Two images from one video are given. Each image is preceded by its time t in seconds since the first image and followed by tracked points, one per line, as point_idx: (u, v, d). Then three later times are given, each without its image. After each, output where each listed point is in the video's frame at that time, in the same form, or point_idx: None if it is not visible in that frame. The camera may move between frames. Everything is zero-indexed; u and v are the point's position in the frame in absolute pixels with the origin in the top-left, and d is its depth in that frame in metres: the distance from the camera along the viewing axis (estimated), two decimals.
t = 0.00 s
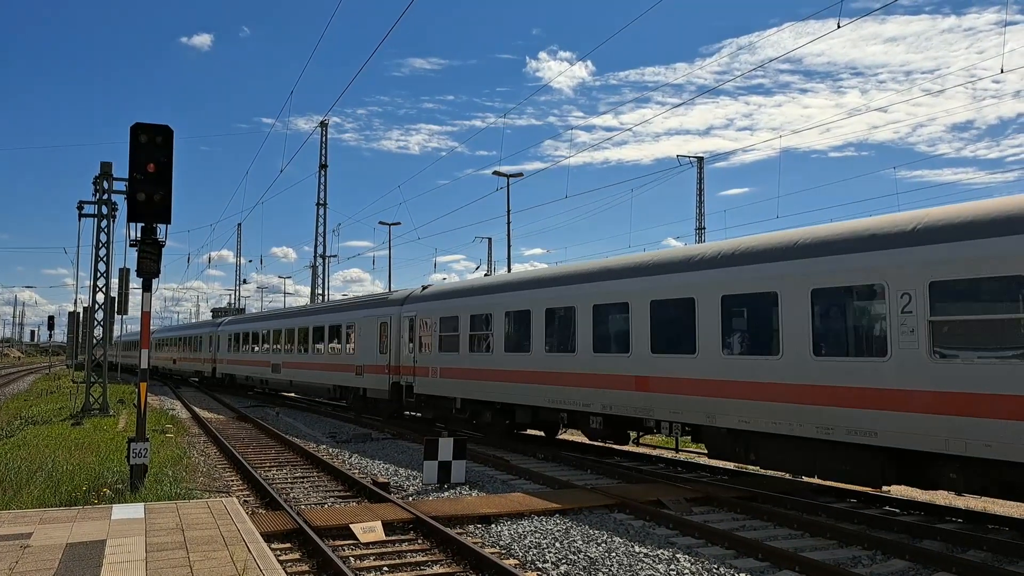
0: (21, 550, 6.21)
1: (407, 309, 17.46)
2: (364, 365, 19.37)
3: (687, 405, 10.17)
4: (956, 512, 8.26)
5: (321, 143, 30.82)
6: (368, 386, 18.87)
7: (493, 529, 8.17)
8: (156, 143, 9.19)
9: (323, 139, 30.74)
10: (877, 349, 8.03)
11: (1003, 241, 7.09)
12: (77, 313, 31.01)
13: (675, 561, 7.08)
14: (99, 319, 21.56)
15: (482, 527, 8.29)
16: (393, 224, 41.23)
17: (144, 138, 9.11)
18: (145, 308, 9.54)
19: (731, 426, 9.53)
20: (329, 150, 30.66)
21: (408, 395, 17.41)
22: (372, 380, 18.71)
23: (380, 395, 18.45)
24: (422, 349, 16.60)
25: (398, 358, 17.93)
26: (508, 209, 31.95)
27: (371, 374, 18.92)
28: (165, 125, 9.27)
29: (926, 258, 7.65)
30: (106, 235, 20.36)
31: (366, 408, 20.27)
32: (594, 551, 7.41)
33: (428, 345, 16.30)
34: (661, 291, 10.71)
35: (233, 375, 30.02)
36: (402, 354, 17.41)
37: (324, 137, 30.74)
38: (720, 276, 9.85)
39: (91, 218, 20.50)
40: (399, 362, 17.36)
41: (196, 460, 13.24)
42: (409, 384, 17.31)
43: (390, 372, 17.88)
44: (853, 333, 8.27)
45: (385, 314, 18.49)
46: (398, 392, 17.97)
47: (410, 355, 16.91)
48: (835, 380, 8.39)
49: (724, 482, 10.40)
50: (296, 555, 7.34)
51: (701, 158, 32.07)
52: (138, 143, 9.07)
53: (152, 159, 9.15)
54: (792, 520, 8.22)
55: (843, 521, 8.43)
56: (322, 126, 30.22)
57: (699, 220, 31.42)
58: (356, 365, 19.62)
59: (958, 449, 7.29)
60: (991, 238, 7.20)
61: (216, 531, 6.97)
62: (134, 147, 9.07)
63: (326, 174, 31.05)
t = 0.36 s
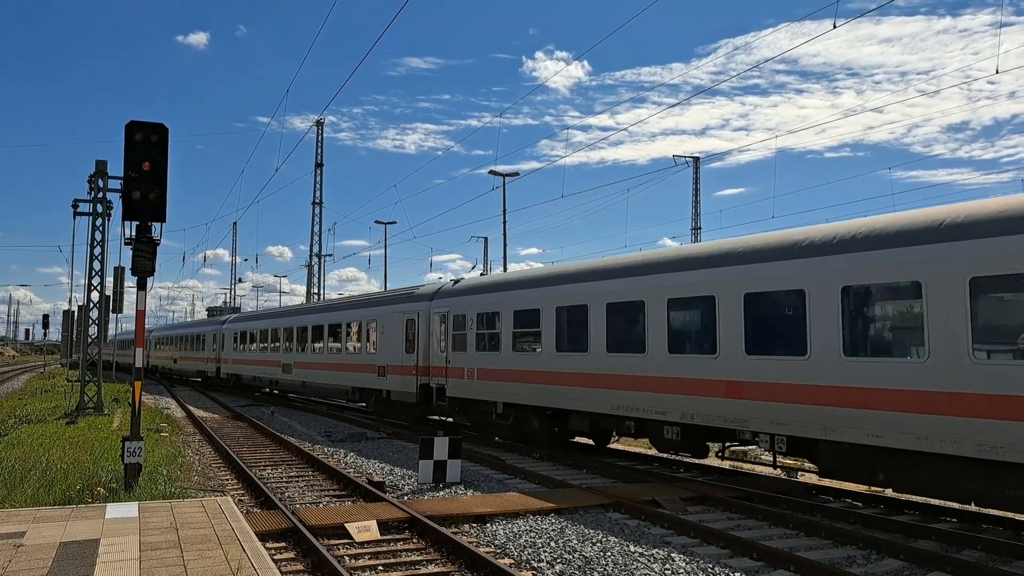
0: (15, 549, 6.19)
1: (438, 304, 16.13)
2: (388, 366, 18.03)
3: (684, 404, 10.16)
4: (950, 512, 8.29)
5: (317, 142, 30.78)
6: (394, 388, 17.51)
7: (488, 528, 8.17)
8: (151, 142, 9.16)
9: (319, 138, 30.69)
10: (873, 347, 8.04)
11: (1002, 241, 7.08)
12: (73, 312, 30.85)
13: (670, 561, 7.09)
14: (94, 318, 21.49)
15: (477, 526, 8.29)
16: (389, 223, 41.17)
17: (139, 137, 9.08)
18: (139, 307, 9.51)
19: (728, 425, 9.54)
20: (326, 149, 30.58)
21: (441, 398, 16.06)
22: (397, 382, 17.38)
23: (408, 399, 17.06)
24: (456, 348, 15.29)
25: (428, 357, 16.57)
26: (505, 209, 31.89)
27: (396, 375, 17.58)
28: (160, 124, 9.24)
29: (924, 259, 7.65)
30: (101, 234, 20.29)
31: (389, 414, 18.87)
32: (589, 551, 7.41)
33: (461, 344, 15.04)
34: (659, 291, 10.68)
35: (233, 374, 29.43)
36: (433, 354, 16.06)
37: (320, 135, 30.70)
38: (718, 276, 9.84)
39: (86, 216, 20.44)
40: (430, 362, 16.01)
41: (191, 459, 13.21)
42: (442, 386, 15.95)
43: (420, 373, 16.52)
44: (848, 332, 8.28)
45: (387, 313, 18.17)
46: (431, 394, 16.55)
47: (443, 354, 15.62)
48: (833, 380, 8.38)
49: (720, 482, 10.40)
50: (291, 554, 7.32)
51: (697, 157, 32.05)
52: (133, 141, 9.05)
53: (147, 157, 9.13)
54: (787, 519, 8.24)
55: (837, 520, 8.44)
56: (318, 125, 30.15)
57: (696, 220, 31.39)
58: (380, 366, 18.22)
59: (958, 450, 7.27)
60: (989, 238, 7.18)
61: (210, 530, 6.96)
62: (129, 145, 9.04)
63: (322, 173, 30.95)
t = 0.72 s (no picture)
0: (5, 548, 6.16)
1: (470, 300, 14.82)
2: (411, 366, 16.69)
3: (680, 403, 10.16)
4: (940, 511, 8.34)
5: (310, 140, 30.71)
6: (418, 391, 16.21)
7: (481, 528, 8.17)
8: (143, 140, 9.12)
9: (312, 136, 30.63)
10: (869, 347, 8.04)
11: (994, 241, 7.11)
12: (64, 310, 30.63)
13: (663, 560, 7.11)
14: (85, 316, 21.39)
15: (470, 526, 8.29)
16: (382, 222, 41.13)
17: (131, 135, 9.03)
18: (131, 305, 9.47)
19: (725, 425, 9.53)
20: (318, 148, 30.51)
21: (474, 401, 14.80)
22: (423, 383, 16.07)
23: (435, 403, 15.77)
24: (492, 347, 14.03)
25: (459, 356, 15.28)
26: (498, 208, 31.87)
27: (421, 377, 16.28)
28: (152, 121, 9.20)
29: (919, 258, 7.66)
30: (92, 232, 20.20)
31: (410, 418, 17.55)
32: (582, 550, 7.42)
33: (499, 343, 13.78)
34: (654, 289, 10.68)
35: (235, 374, 28.40)
36: (465, 353, 14.76)
37: (314, 134, 30.65)
38: (713, 275, 9.83)
39: (78, 214, 20.35)
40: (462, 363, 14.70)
41: (183, 459, 13.16)
42: (475, 388, 14.68)
43: (450, 374, 15.22)
44: (843, 332, 8.28)
45: (382, 313, 17.96)
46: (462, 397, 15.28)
47: (477, 354, 14.35)
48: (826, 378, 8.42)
49: (713, 481, 10.42)
50: (283, 554, 7.30)
51: (691, 157, 32.07)
52: (124, 140, 9.00)
53: (139, 156, 9.09)
54: (779, 518, 8.27)
55: (829, 519, 8.48)
56: (310, 124, 30.08)
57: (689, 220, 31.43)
58: (403, 367, 16.86)
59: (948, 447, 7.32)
60: (984, 238, 7.20)
61: (202, 529, 6.94)
62: (120, 144, 9.00)
63: (315, 172, 30.84)
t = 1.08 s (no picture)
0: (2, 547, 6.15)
1: (517, 294, 13.42)
2: (448, 367, 15.26)
3: (679, 403, 10.14)
4: (938, 510, 8.35)
5: (308, 138, 30.67)
6: (456, 394, 14.83)
7: (478, 527, 8.16)
8: (140, 138, 9.10)
9: (310, 134, 30.59)
10: (868, 346, 8.03)
11: (993, 241, 7.09)
12: (61, 308, 30.53)
13: (661, 559, 7.11)
14: (82, 315, 21.36)
15: (467, 525, 8.29)
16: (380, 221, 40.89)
17: (128, 133, 9.01)
18: (128, 304, 9.45)
19: (722, 423, 9.52)
20: (316, 146, 30.49)
21: (523, 407, 13.44)
22: (460, 386, 14.70)
23: (476, 408, 14.36)
24: (544, 347, 12.67)
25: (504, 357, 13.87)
26: (496, 206, 31.83)
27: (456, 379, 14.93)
28: (149, 119, 9.18)
29: (919, 257, 7.63)
30: (89, 230, 20.16)
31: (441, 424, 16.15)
32: (579, 549, 7.42)
33: (553, 342, 12.43)
34: (653, 288, 10.65)
35: (245, 373, 27.09)
36: (513, 354, 13.36)
37: (312, 132, 30.62)
38: (713, 274, 9.79)
39: (75, 212, 20.31)
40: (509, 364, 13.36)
41: (180, 457, 13.16)
42: (524, 392, 13.31)
43: (493, 376, 13.84)
44: (843, 331, 8.27)
45: (380, 312, 17.91)
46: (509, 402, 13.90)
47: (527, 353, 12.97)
48: (825, 378, 8.39)
49: (711, 481, 10.43)
50: (281, 553, 7.30)
51: (689, 156, 32.00)
52: (122, 137, 8.98)
53: (137, 154, 9.07)
54: (777, 518, 8.28)
55: (827, 518, 8.49)
56: (308, 122, 30.07)
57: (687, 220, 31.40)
58: (438, 367, 15.43)
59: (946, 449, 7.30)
60: (985, 237, 7.17)
61: (199, 528, 6.93)
62: (117, 142, 8.98)
63: (312, 170, 30.78)
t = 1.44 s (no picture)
0: None
1: (575, 288, 12.08)
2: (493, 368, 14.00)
3: (678, 403, 10.13)
4: (936, 510, 8.36)
5: (307, 137, 30.64)
6: (503, 398, 13.55)
7: (477, 526, 8.16)
8: (139, 137, 9.09)
9: (309, 133, 30.57)
10: (867, 347, 8.02)
11: (993, 240, 7.08)
12: (60, 307, 30.50)
13: (660, 559, 7.11)
14: (81, 314, 21.33)
15: (466, 524, 8.29)
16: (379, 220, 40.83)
17: (127, 132, 9.00)
18: (127, 303, 9.44)
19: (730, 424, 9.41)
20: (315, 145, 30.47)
21: (585, 414, 12.10)
22: (509, 389, 13.40)
23: (527, 414, 13.05)
24: (610, 347, 11.34)
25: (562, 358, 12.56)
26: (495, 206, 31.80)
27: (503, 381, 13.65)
28: (148, 118, 9.17)
29: (919, 257, 7.62)
30: (88, 229, 20.14)
31: (484, 430, 14.86)
32: (578, 548, 7.42)
33: (622, 341, 11.06)
34: (653, 288, 10.63)
35: (258, 374, 25.73)
36: (573, 354, 12.02)
37: (311, 131, 30.62)
38: (712, 274, 9.78)
39: (74, 211, 20.29)
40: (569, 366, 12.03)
41: (178, 456, 13.15)
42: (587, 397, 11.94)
43: (548, 379, 12.55)
44: (840, 332, 8.27)
45: (379, 312, 17.92)
46: (565, 408, 12.61)
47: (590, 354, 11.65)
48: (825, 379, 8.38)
49: (709, 480, 10.42)
50: (279, 552, 7.29)
51: (688, 156, 31.97)
52: (121, 136, 8.97)
53: (135, 153, 9.06)
54: (775, 517, 8.27)
55: (825, 518, 8.49)
56: (307, 122, 30.08)
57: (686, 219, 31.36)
58: (482, 368, 14.11)
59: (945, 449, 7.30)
60: (985, 236, 7.16)
61: (197, 528, 6.92)
62: (116, 140, 8.97)
63: (311, 170, 30.73)
